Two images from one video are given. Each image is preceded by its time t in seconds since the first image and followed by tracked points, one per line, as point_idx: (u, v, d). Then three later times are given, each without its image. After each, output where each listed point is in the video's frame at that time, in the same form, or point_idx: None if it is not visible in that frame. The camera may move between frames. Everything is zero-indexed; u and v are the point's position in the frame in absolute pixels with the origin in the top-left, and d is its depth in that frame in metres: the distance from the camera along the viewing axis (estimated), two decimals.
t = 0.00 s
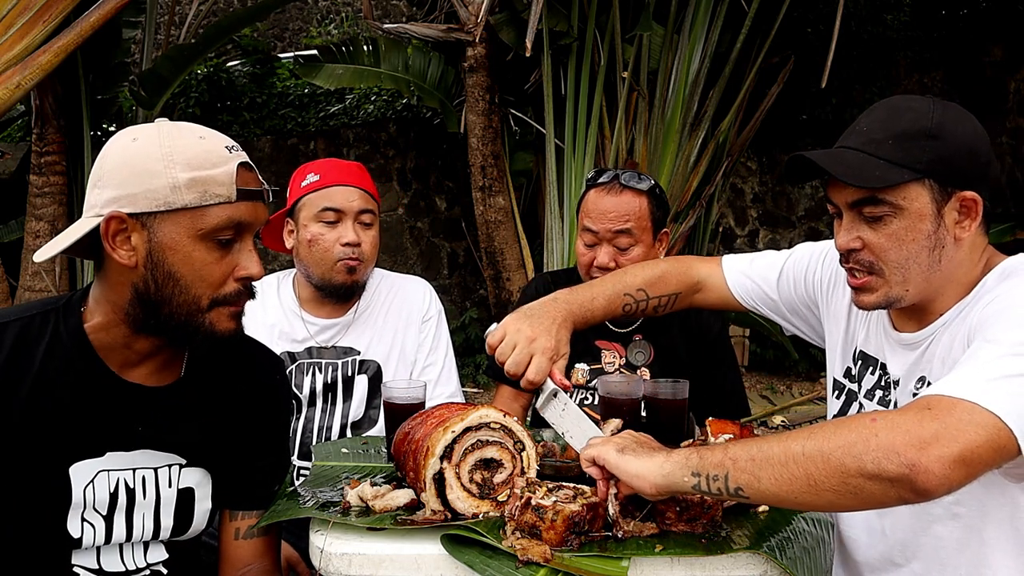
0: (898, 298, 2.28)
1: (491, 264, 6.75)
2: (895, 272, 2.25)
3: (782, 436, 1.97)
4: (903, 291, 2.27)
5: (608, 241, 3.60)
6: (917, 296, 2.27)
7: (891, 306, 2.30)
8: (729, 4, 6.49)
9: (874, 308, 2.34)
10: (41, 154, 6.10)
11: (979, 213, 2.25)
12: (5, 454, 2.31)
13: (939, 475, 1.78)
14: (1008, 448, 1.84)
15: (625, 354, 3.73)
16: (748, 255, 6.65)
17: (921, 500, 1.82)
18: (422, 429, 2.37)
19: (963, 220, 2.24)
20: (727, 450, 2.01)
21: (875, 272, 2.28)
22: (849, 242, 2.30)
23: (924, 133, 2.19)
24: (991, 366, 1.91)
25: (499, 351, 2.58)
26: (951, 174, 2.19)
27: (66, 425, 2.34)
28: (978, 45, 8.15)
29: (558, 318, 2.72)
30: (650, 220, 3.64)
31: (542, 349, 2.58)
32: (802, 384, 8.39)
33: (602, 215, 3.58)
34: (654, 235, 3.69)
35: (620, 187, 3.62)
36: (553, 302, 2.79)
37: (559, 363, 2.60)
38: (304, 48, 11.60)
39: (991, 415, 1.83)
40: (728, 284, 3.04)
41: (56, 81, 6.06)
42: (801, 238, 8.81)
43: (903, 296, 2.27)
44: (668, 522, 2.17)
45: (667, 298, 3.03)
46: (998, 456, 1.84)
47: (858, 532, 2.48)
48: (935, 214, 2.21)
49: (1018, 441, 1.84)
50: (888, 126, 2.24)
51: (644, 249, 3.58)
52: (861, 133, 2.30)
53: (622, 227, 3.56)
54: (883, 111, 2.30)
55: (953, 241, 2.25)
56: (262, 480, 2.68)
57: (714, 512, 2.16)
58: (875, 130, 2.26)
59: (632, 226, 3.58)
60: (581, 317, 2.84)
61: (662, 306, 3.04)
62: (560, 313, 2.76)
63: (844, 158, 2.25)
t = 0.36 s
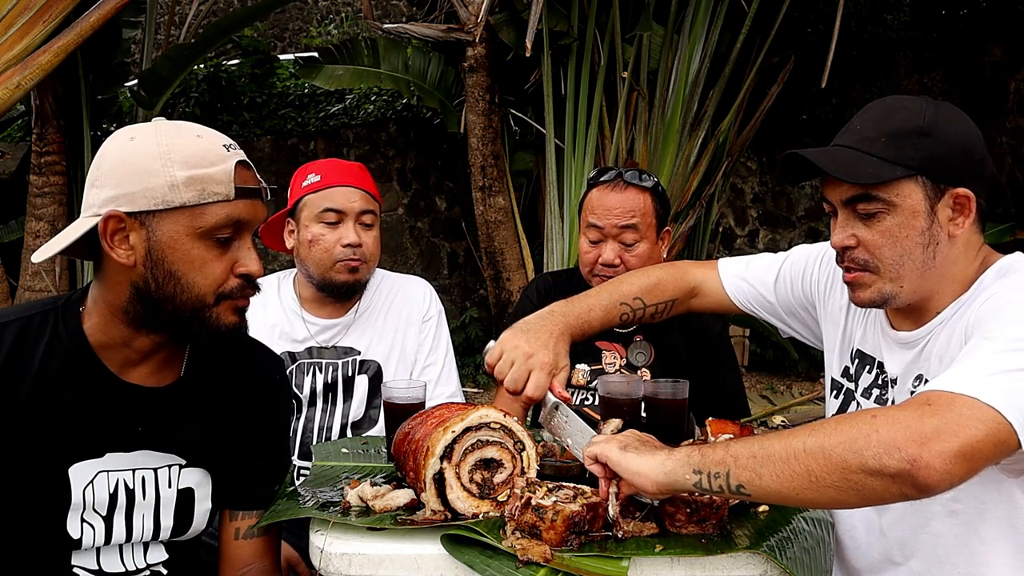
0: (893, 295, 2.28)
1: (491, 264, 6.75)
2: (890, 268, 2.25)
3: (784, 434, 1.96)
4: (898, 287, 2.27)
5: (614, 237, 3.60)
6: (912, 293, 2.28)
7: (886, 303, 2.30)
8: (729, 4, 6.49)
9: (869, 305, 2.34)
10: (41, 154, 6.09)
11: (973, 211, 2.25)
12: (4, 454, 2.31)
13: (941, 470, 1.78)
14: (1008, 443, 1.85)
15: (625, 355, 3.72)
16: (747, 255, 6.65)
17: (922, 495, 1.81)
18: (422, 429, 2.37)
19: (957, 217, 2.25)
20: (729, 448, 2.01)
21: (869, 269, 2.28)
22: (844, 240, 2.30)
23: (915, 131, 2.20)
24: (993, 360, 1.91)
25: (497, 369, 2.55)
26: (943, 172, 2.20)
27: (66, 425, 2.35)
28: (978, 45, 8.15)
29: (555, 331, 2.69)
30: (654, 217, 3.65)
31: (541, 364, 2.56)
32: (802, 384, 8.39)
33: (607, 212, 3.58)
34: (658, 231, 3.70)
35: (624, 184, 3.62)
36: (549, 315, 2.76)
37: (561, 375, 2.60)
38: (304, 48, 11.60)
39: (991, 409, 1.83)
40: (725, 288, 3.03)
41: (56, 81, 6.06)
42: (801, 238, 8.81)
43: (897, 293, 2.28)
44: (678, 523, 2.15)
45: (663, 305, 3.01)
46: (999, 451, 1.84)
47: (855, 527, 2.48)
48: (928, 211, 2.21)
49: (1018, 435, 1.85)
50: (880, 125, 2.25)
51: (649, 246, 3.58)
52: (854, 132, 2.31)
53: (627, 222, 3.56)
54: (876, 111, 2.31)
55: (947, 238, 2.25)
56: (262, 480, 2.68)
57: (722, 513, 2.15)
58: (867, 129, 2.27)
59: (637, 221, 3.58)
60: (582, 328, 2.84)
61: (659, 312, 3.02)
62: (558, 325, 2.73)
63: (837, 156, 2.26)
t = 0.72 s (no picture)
0: (890, 295, 2.28)
1: (491, 264, 6.75)
2: (886, 268, 2.26)
3: (787, 437, 1.96)
4: (895, 287, 2.27)
5: (615, 236, 3.60)
6: (910, 293, 2.27)
7: (884, 303, 2.31)
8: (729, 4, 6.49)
9: (867, 305, 2.35)
10: (41, 154, 6.09)
11: (970, 210, 2.25)
12: (4, 455, 2.31)
13: (942, 473, 1.78)
14: (1008, 443, 1.85)
15: (625, 355, 3.70)
16: (747, 255, 6.65)
17: (924, 497, 1.82)
18: (422, 429, 2.37)
19: (954, 217, 2.25)
20: (730, 452, 2.01)
21: (865, 269, 2.29)
22: (841, 240, 2.31)
23: (911, 131, 2.20)
24: (992, 361, 1.91)
25: (502, 377, 2.55)
26: (940, 172, 2.20)
27: (66, 426, 2.35)
28: (978, 45, 8.15)
29: (559, 340, 2.68)
30: (655, 216, 3.65)
31: (546, 372, 2.56)
32: (802, 384, 8.39)
33: (608, 211, 3.58)
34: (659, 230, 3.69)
35: (624, 183, 3.63)
36: (554, 324, 2.76)
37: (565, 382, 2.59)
38: (304, 48, 11.60)
39: (991, 411, 1.83)
40: (727, 292, 3.02)
41: (57, 81, 6.06)
42: (801, 238, 8.80)
43: (894, 292, 2.28)
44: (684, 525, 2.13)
45: (666, 312, 2.99)
46: (999, 452, 1.84)
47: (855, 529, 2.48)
48: (925, 211, 2.21)
49: (1018, 435, 1.85)
50: (877, 125, 2.25)
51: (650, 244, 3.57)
52: (851, 132, 2.31)
53: (628, 221, 3.57)
54: (874, 111, 2.31)
55: (944, 238, 2.25)
56: (262, 480, 2.68)
57: (734, 513, 2.13)
58: (864, 129, 2.27)
59: (638, 220, 3.58)
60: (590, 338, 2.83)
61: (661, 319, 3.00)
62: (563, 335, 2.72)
63: (834, 156, 2.27)
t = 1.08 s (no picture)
0: (892, 294, 2.29)
1: (491, 264, 6.75)
2: (887, 267, 2.26)
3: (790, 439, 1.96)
4: (896, 286, 2.27)
5: (613, 237, 3.59)
6: (911, 292, 2.27)
7: (885, 302, 2.31)
8: (729, 3, 6.49)
9: (869, 304, 2.34)
10: (41, 154, 6.08)
11: (971, 209, 2.25)
12: (5, 455, 2.31)
13: (946, 472, 1.78)
14: (1012, 443, 1.85)
15: (625, 355, 3.69)
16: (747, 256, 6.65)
17: (929, 498, 1.82)
18: (422, 429, 2.37)
19: (954, 216, 2.24)
20: (733, 454, 2.00)
21: (867, 268, 2.29)
22: (841, 240, 2.31)
23: (911, 131, 2.20)
24: (994, 362, 1.91)
25: (506, 375, 2.54)
26: (940, 171, 2.20)
27: (66, 426, 2.34)
28: (978, 45, 8.16)
29: (563, 339, 2.68)
30: (654, 217, 3.64)
31: (549, 372, 2.55)
32: (802, 384, 8.39)
33: (606, 212, 3.58)
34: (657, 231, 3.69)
35: (623, 184, 3.63)
36: (558, 323, 2.76)
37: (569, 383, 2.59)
38: (304, 48, 11.60)
39: (995, 412, 1.83)
40: (729, 292, 3.02)
41: (56, 81, 6.06)
42: (801, 238, 8.80)
43: (896, 291, 2.28)
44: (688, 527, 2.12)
45: (671, 311, 3.00)
46: (1001, 452, 1.84)
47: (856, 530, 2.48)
48: (925, 210, 2.21)
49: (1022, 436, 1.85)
50: (876, 125, 2.25)
51: (648, 245, 3.57)
52: (850, 133, 2.32)
53: (626, 222, 3.56)
54: (872, 111, 2.32)
55: (944, 237, 2.25)
56: (262, 481, 2.68)
57: (734, 513, 2.12)
58: (864, 129, 2.27)
59: (637, 221, 3.58)
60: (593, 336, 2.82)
61: (665, 319, 3.00)
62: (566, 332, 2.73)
63: (834, 156, 2.27)
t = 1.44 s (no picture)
0: (892, 294, 2.29)
1: (491, 264, 6.74)
2: (888, 267, 2.26)
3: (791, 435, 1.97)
4: (897, 285, 2.27)
5: (613, 237, 3.59)
6: (912, 291, 2.27)
7: (886, 302, 2.31)
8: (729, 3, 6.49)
9: (869, 304, 2.34)
10: (41, 154, 6.08)
11: (971, 208, 2.25)
12: (4, 455, 2.31)
13: (948, 469, 1.78)
14: (1014, 440, 1.84)
15: (625, 355, 3.68)
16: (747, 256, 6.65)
17: (930, 494, 1.82)
18: (422, 429, 2.37)
19: (954, 215, 2.24)
20: (737, 450, 2.00)
21: (867, 267, 2.29)
22: (842, 240, 2.31)
23: (910, 131, 2.21)
24: (994, 360, 1.91)
25: (505, 376, 2.56)
26: (939, 170, 2.20)
27: (65, 426, 2.34)
28: (978, 45, 8.16)
29: (562, 340, 2.68)
30: (653, 216, 3.64)
31: (547, 372, 2.56)
32: (802, 384, 8.39)
33: (606, 211, 3.58)
34: (657, 231, 3.69)
35: (623, 184, 3.62)
36: (557, 323, 2.76)
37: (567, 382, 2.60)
38: (304, 48, 11.61)
39: (997, 408, 1.84)
40: (730, 292, 3.02)
41: (57, 81, 6.07)
42: (801, 238, 8.80)
43: (897, 291, 2.28)
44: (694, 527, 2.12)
45: (672, 310, 3.01)
46: (1004, 450, 1.84)
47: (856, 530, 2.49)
48: (925, 209, 2.21)
49: None
50: (875, 126, 2.25)
51: (648, 244, 3.57)
52: (850, 134, 2.32)
53: (626, 221, 3.56)
54: (871, 113, 2.32)
55: (944, 236, 2.25)
56: (262, 481, 2.68)
57: (736, 513, 2.13)
58: (863, 130, 2.28)
59: (637, 221, 3.58)
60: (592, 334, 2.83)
61: (665, 318, 3.01)
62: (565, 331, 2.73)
63: (833, 157, 2.27)
